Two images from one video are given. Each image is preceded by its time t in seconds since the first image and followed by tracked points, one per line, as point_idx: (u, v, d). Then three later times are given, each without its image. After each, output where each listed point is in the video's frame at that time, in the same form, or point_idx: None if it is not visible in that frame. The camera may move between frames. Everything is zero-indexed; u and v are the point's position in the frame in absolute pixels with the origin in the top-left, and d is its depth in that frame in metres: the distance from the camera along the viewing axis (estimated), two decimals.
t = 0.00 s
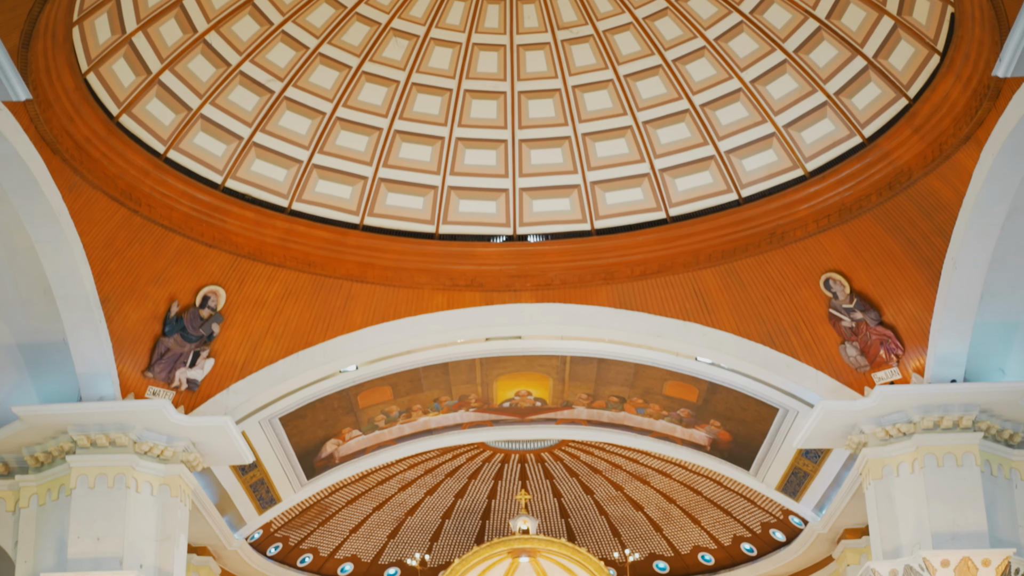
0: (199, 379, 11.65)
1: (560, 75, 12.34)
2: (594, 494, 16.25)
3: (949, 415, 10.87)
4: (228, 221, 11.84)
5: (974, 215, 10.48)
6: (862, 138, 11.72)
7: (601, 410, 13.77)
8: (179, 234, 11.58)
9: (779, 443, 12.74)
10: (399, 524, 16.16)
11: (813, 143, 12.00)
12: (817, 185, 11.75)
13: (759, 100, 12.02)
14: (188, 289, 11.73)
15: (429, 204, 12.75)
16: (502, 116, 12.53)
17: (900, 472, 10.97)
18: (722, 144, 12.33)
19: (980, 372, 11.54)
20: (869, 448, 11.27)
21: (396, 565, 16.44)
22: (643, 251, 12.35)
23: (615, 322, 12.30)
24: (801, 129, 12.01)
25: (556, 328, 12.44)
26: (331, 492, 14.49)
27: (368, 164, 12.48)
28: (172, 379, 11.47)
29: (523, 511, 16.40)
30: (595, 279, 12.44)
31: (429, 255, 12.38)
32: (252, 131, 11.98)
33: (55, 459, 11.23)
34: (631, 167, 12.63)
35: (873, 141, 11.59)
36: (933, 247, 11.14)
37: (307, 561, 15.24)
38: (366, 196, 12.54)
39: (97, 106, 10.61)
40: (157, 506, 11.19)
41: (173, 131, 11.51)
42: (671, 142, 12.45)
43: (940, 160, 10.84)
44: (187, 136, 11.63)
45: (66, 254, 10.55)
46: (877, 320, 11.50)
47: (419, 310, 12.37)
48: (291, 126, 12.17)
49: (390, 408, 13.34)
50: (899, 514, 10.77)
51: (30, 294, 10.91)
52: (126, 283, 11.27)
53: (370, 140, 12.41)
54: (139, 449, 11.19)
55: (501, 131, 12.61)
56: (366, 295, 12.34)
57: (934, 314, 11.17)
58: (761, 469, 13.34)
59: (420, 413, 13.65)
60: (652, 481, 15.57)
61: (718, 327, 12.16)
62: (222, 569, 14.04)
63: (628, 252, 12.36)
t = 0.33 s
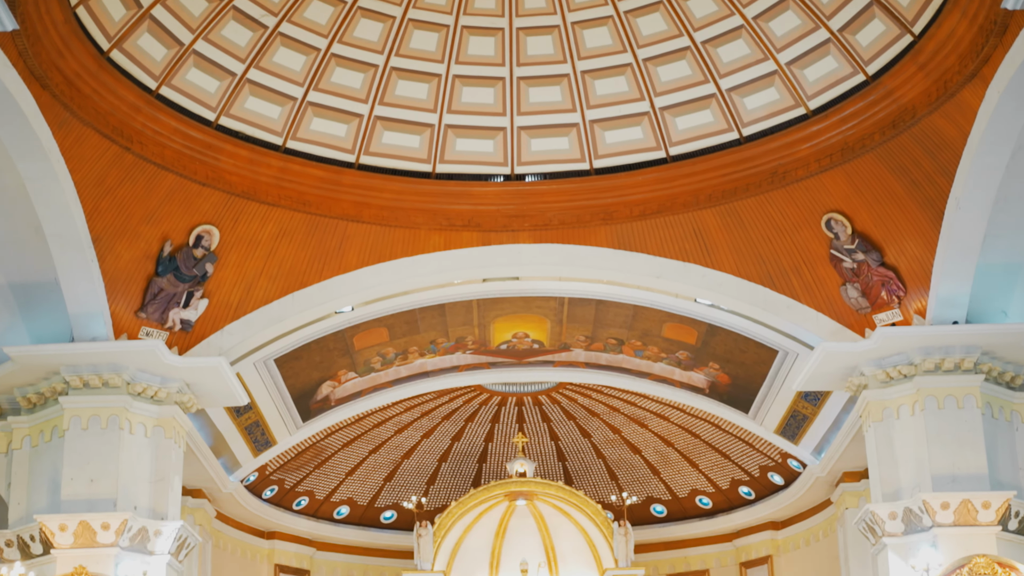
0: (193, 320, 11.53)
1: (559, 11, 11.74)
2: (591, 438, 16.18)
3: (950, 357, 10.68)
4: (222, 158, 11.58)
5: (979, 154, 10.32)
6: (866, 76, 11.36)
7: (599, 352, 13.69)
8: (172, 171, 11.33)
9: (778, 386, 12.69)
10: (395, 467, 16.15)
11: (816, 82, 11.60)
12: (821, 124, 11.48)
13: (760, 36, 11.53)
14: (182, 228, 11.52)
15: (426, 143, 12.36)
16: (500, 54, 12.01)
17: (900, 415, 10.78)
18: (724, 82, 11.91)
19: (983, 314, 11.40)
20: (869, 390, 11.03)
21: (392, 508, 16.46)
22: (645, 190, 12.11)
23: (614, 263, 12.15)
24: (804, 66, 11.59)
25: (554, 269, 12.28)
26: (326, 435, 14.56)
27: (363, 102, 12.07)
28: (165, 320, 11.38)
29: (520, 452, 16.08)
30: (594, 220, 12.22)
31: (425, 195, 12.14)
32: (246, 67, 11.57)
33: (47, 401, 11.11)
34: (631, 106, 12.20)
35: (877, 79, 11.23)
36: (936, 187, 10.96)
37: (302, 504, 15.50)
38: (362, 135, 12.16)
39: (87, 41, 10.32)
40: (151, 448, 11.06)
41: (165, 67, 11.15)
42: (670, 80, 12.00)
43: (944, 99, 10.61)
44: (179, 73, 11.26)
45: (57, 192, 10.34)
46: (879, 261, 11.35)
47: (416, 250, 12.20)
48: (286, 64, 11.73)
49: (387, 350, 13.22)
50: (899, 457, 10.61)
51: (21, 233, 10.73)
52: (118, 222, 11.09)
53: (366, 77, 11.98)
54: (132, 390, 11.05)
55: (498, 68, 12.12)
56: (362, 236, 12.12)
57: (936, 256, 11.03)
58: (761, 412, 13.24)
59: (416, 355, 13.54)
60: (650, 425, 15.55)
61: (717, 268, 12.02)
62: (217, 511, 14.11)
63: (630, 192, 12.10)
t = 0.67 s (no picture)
0: (187, 264, 11.39)
1: None
2: (590, 385, 16.07)
3: (952, 301, 10.53)
4: (215, 100, 11.25)
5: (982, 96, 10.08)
6: (870, 17, 10.81)
7: (597, 297, 13.61)
8: (165, 113, 11.02)
9: (778, 331, 12.63)
10: (392, 414, 16.09)
11: (819, 22, 11.03)
12: (822, 66, 11.09)
13: None
14: (175, 171, 11.28)
15: (423, 85, 11.89)
16: None
17: (901, 360, 10.64)
18: (725, 23, 11.32)
19: (986, 259, 11.24)
20: (870, 335, 10.87)
21: (390, 455, 16.42)
22: (642, 133, 11.80)
23: (612, 207, 11.96)
24: (807, 6, 10.97)
25: (552, 213, 12.11)
26: (323, 381, 14.57)
27: (359, 44, 11.56)
28: (160, 264, 11.24)
29: (518, 399, 15.99)
30: (593, 162, 11.94)
31: (422, 138, 11.86)
32: (239, 7, 11.03)
33: (41, 344, 10.96)
34: (631, 47, 11.66)
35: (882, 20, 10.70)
36: (940, 129, 10.70)
37: (298, 451, 15.49)
38: (357, 77, 11.71)
39: None
40: (146, 393, 10.92)
41: (157, 7, 10.64)
42: (671, 21, 11.43)
43: (949, 39, 10.27)
44: (171, 13, 10.76)
45: (48, 133, 10.11)
46: (881, 205, 11.17)
47: (413, 194, 11.97)
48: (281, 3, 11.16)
49: (383, 295, 13.16)
50: (900, 402, 10.48)
51: (14, 174, 10.59)
52: (110, 164, 10.86)
53: (362, 18, 11.42)
54: (127, 334, 10.87)
55: (497, 9, 11.52)
56: (358, 178, 11.90)
57: (939, 200, 10.84)
58: (760, 359, 13.20)
59: (413, 301, 13.46)
60: (648, 371, 15.50)
61: (717, 212, 11.83)
62: (214, 458, 14.12)
63: (628, 135, 11.79)
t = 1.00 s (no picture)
0: (182, 211, 11.25)
1: None
2: (589, 334, 15.97)
3: (956, 249, 10.35)
4: (211, 44, 10.78)
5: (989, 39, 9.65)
6: None
7: (596, 246, 13.51)
8: (159, 57, 10.58)
9: (779, 279, 12.53)
10: (390, 363, 16.02)
11: None
12: (825, 11, 10.58)
13: None
14: (169, 115, 10.96)
15: (421, 28, 11.35)
16: None
17: (903, 309, 10.52)
18: None
19: (990, 206, 11.13)
20: (873, 283, 10.74)
21: (388, 405, 16.38)
22: (643, 78, 11.43)
23: (612, 154, 11.78)
24: None
25: (551, 159, 11.92)
26: (320, 331, 14.56)
27: None
28: (154, 210, 11.09)
29: (516, 349, 15.89)
30: (592, 109, 11.65)
31: (420, 83, 11.52)
32: None
33: (34, 292, 10.81)
34: None
35: None
36: (945, 73, 10.33)
37: (295, 401, 15.46)
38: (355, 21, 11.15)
39: None
40: (141, 340, 10.80)
41: None
42: None
43: None
44: None
45: (41, 75, 9.79)
46: (886, 151, 10.93)
47: (410, 139, 11.73)
48: None
49: (381, 243, 13.10)
50: (902, 350, 10.39)
51: (6, 119, 10.38)
52: (103, 109, 10.52)
53: None
54: (122, 282, 10.72)
55: None
56: (355, 123, 11.61)
57: (943, 145, 10.58)
58: (760, 308, 13.12)
59: (411, 249, 13.41)
60: (648, 321, 15.42)
61: (718, 158, 11.63)
62: (211, 408, 14.09)
63: (629, 81, 11.45)
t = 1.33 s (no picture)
0: (178, 159, 11.04)
1: None
2: (588, 286, 15.82)
3: (961, 199, 10.19)
4: None
5: None
6: None
7: (596, 196, 13.37)
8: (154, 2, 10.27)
9: (781, 230, 12.39)
10: (388, 315, 15.89)
11: None
12: None
13: None
14: (164, 61, 10.68)
15: None
16: None
17: (907, 259, 10.36)
18: None
19: (995, 155, 10.97)
20: (876, 233, 10.58)
21: (386, 357, 16.30)
22: (645, 25, 11.17)
23: (612, 102, 11.57)
24: None
25: (551, 108, 11.70)
26: (318, 282, 14.50)
27: None
28: (149, 158, 10.87)
29: (515, 301, 15.77)
30: (593, 56, 11.40)
31: (418, 29, 11.26)
32: None
33: (28, 242, 10.66)
34: None
35: None
36: (951, 20, 10.09)
37: (293, 353, 15.39)
38: None
39: None
40: (137, 291, 10.67)
41: None
42: None
43: None
44: None
45: (33, 19, 9.55)
46: (890, 99, 10.72)
47: (408, 88, 11.49)
48: None
49: (379, 193, 12.96)
50: (906, 301, 10.27)
51: None
52: (97, 55, 10.26)
53: None
54: (117, 231, 10.57)
55: None
56: (352, 71, 11.35)
57: (948, 93, 10.40)
58: (761, 259, 13.01)
59: (409, 199, 13.28)
60: (648, 273, 15.30)
61: (720, 106, 11.41)
62: (208, 359, 14.04)
63: (630, 28, 11.20)
